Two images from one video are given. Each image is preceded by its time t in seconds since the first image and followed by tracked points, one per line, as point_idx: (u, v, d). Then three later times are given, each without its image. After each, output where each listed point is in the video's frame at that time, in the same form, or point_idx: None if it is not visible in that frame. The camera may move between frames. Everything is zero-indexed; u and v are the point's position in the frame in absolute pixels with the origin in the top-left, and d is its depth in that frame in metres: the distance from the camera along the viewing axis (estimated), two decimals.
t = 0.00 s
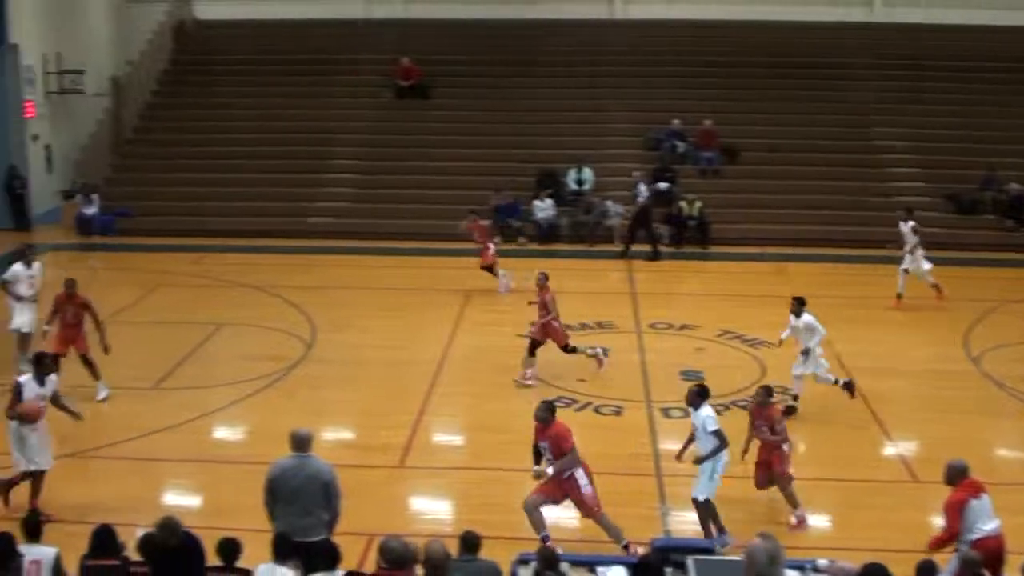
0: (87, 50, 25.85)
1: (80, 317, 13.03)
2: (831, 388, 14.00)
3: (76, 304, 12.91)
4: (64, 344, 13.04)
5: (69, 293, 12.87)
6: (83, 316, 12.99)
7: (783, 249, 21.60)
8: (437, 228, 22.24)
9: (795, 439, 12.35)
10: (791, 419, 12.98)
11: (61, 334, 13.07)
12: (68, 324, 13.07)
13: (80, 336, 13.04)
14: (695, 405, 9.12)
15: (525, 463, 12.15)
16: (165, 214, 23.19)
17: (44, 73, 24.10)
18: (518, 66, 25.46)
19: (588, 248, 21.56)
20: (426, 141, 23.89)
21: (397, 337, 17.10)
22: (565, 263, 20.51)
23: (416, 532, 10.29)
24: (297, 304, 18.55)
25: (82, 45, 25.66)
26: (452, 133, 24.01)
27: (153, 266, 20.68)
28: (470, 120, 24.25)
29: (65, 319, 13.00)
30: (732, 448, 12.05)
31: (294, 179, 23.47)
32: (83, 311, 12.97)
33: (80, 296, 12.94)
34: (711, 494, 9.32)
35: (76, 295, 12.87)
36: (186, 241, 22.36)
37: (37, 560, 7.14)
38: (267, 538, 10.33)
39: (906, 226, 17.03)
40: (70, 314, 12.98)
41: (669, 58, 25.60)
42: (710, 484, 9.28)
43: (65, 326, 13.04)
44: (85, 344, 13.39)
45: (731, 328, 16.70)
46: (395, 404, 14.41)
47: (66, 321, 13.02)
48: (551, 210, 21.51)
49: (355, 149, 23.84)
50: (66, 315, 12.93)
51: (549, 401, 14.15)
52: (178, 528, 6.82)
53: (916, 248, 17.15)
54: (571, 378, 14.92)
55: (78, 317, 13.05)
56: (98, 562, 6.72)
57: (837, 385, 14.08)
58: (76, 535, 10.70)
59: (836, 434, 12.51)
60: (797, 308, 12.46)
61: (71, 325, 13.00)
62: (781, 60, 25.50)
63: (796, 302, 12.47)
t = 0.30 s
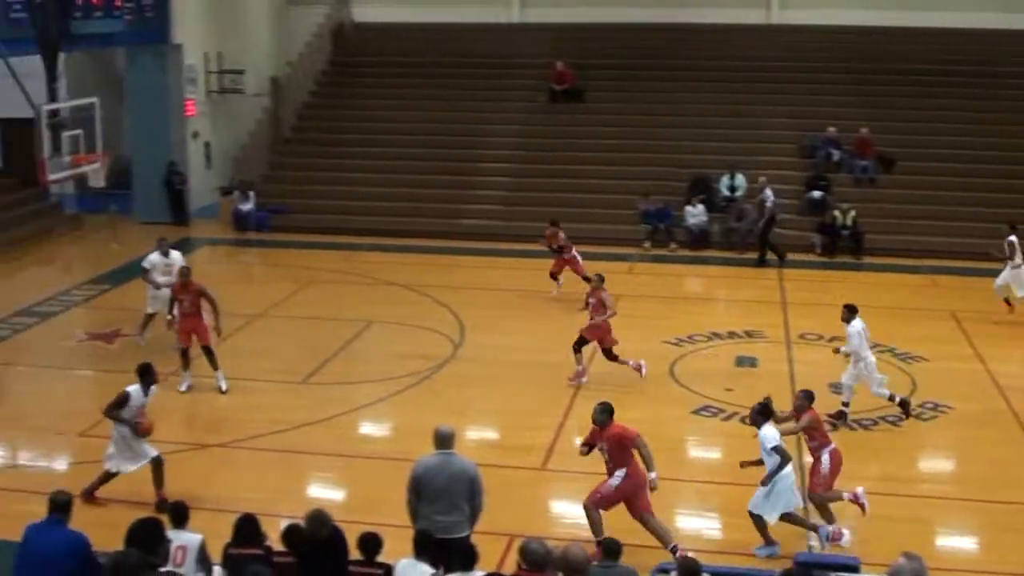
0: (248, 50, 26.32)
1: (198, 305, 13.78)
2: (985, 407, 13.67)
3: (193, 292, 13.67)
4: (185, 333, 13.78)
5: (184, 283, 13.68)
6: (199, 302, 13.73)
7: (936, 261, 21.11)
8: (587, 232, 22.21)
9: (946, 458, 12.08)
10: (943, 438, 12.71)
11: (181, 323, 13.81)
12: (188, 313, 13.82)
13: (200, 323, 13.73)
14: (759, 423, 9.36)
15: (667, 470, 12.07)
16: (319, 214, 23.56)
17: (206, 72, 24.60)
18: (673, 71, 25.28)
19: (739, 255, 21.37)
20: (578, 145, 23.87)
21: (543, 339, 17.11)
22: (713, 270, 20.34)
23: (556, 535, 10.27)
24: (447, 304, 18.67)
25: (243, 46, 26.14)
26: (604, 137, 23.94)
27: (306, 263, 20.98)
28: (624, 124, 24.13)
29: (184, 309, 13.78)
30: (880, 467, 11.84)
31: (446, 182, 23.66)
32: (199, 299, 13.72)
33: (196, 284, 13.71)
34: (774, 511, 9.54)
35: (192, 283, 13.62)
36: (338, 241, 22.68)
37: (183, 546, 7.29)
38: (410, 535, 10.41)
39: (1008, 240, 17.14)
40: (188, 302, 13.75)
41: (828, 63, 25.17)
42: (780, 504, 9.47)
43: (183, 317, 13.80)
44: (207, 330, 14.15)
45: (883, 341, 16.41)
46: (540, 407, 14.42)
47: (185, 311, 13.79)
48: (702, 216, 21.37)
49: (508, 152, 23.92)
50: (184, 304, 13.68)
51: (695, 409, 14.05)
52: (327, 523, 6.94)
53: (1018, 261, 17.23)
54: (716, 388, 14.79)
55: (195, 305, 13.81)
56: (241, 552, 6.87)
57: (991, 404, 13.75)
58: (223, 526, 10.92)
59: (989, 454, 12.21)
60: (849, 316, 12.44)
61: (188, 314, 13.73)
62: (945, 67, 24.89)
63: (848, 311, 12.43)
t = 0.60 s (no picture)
0: (354, 54, 26.52)
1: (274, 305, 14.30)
2: None
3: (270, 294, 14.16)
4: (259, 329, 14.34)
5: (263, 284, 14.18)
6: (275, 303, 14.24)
7: None
8: (688, 241, 22.12)
9: None
10: None
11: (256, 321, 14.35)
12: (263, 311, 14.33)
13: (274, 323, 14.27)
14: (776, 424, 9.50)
15: (762, 482, 11.97)
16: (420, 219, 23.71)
17: (312, 76, 24.83)
18: (779, 79, 25.05)
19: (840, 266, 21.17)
20: (681, 152, 23.75)
21: (640, 347, 17.07)
22: (814, 280, 20.17)
23: (648, 544, 10.23)
24: (545, 309, 18.68)
25: (349, 50, 26.35)
26: (708, 144, 23.79)
27: (406, 266, 21.10)
28: (729, 132, 23.94)
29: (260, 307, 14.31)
30: (979, 486, 11.68)
31: (548, 187, 23.68)
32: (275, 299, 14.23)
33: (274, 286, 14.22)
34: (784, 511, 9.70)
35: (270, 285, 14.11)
36: (439, 244, 22.78)
37: (278, 544, 7.37)
38: (503, 539, 10.43)
39: None
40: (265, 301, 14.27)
41: (935, 72, 24.78)
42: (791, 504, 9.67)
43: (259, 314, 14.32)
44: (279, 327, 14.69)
45: (985, 356, 16.17)
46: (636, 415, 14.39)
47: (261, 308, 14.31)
48: (805, 226, 21.02)
49: (611, 158, 23.87)
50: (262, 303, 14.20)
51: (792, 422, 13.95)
52: (423, 522, 6.96)
53: None
54: (814, 400, 14.67)
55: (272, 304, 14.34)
56: (336, 550, 6.91)
57: None
58: (319, 525, 11.01)
59: None
60: (852, 321, 12.79)
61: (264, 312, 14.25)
62: None
63: (852, 314, 12.75)
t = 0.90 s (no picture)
0: (421, 58, 26.61)
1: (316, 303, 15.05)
2: None
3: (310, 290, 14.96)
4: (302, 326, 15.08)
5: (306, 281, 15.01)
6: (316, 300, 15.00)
7: None
8: (752, 248, 22.00)
9: None
10: None
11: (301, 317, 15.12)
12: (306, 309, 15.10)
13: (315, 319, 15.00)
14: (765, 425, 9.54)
15: (825, 492, 11.90)
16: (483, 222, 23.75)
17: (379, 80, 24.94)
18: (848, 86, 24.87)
19: (908, 274, 20.97)
20: (747, 158, 23.62)
21: (704, 353, 17.01)
22: (880, 289, 20.02)
23: (709, 552, 10.19)
24: (608, 314, 18.65)
25: (416, 54, 26.44)
26: (773, 151, 23.67)
27: (469, 270, 21.14)
28: (795, 138, 23.79)
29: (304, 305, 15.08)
30: None
31: (612, 192, 23.63)
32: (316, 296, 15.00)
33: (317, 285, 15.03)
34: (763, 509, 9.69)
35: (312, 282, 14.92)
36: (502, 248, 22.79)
37: (339, 544, 7.42)
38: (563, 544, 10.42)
39: None
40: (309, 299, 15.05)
41: (1007, 77, 24.46)
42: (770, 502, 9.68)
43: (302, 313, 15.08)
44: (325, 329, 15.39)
45: None
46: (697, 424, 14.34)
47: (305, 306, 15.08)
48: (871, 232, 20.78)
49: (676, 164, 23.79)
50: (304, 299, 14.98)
51: (856, 431, 13.84)
52: (485, 524, 6.96)
53: None
54: (879, 410, 14.56)
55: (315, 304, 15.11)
56: (397, 552, 6.93)
57: None
58: (379, 526, 11.06)
59: None
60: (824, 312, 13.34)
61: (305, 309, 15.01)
62: None
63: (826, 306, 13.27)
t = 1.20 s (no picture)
0: (469, 65, 26.64)
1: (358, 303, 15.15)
2: None
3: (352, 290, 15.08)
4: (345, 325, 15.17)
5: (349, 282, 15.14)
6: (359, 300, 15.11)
7: None
8: (799, 256, 21.88)
9: None
10: None
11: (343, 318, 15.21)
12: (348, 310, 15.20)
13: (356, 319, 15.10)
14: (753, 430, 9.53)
15: (869, 502, 11.84)
16: (530, 229, 23.77)
17: (427, 86, 24.99)
18: (897, 93, 24.70)
19: (955, 284, 20.72)
20: (795, 165, 23.50)
21: (749, 361, 16.96)
22: (927, 298, 19.89)
23: (754, 562, 10.16)
24: (654, 322, 18.62)
25: (463, 60, 26.47)
26: (820, 158, 23.54)
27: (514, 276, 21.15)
28: (843, 146, 23.66)
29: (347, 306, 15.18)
30: None
31: (659, 200, 23.59)
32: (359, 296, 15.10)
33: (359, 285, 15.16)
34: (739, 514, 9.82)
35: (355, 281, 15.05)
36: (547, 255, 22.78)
37: (383, 550, 7.43)
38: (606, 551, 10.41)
39: None
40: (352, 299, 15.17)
41: None
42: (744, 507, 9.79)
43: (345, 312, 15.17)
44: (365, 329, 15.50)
45: None
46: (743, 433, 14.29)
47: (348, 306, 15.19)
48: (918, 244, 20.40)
49: (724, 171, 23.72)
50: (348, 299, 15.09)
51: (902, 441, 13.77)
52: (529, 532, 6.96)
53: None
54: (926, 420, 14.48)
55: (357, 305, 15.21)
56: (441, 557, 6.93)
57: None
58: (423, 532, 11.09)
59: None
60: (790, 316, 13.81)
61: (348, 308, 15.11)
62: None
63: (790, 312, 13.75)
